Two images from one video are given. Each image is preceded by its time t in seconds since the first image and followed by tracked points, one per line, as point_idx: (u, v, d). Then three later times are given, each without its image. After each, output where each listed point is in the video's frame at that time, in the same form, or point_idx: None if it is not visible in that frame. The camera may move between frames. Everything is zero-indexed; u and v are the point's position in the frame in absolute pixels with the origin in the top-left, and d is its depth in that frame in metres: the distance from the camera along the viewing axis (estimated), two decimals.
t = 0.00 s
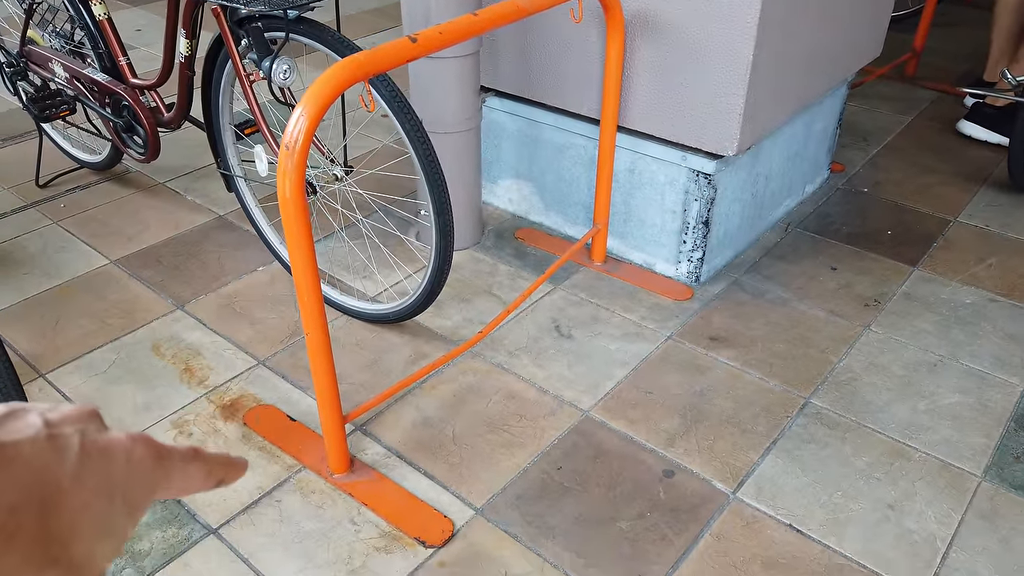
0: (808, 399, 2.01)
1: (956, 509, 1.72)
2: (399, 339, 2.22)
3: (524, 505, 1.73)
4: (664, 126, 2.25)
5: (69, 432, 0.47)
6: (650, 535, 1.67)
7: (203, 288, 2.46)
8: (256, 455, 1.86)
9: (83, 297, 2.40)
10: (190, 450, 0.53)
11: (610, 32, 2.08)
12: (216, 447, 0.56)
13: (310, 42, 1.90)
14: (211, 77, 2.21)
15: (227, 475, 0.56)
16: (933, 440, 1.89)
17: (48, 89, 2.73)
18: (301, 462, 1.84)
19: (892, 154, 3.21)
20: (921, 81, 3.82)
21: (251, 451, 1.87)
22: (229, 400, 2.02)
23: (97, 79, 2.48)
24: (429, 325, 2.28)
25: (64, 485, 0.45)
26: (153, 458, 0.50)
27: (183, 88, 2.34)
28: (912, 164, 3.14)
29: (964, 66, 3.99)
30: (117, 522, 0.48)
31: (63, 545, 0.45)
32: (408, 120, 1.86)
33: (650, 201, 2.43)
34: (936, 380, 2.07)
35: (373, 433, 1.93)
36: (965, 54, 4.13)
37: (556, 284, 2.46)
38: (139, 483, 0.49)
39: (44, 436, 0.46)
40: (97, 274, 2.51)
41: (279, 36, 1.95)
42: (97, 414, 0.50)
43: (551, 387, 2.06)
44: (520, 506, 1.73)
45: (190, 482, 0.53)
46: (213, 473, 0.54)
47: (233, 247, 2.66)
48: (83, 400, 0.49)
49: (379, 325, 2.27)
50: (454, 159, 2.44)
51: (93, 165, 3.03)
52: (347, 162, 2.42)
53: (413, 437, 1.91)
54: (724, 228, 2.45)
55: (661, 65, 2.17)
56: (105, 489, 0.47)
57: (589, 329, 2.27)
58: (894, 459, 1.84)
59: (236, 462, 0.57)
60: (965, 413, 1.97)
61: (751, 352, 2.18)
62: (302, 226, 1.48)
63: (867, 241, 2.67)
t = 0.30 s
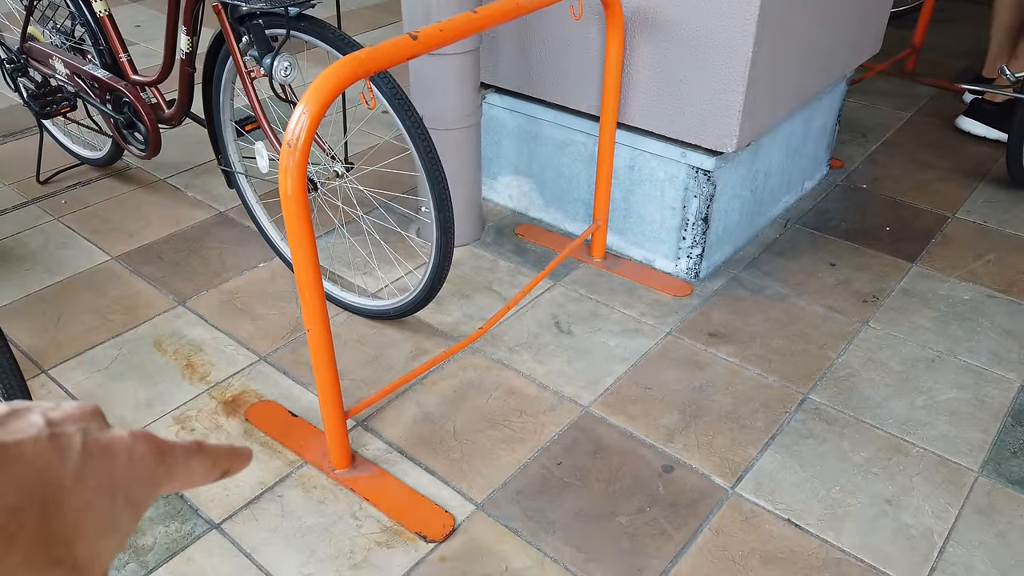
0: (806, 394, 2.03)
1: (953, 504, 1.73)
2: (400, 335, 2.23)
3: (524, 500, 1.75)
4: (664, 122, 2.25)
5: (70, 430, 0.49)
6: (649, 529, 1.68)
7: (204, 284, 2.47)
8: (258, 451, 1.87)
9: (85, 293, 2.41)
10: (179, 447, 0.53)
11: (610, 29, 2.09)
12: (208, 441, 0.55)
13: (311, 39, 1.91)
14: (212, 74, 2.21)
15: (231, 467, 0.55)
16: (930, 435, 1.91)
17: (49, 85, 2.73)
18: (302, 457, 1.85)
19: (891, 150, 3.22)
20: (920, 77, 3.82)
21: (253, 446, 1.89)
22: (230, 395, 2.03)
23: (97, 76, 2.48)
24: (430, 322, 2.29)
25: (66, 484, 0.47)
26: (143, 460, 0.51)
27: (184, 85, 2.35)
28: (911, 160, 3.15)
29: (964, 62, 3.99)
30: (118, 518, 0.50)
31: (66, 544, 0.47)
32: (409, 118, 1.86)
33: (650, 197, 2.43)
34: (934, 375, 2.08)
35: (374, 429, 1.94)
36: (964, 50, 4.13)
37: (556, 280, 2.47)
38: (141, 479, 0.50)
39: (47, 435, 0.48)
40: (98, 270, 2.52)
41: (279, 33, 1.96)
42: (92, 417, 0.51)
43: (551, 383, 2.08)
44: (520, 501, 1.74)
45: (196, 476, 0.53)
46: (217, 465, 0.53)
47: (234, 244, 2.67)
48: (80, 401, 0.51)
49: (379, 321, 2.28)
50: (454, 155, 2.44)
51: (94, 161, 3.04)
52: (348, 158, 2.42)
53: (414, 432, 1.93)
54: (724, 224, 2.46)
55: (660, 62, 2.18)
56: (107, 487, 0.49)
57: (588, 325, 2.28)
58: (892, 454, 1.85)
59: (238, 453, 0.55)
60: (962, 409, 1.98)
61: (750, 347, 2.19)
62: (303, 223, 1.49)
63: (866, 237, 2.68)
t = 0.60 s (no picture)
0: (802, 395, 2.04)
1: (947, 504, 1.75)
2: (399, 336, 2.25)
3: (522, 500, 1.76)
4: (662, 124, 2.26)
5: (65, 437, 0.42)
6: (646, 530, 1.70)
7: (204, 285, 2.48)
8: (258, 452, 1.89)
9: (85, 293, 2.42)
10: None
11: (608, 30, 2.10)
12: None
13: (310, 42, 1.92)
14: (212, 76, 2.22)
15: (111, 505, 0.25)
16: (925, 436, 1.92)
17: (49, 86, 2.74)
18: (302, 458, 1.86)
19: (889, 150, 3.23)
20: (918, 76, 3.83)
21: (253, 447, 1.90)
22: (230, 396, 2.05)
23: (97, 77, 2.49)
24: (429, 322, 2.30)
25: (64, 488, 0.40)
26: None
27: (183, 86, 2.35)
28: (909, 160, 3.16)
29: (962, 61, 4.00)
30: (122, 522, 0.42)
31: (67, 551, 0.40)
32: (408, 120, 1.87)
33: (648, 198, 2.44)
34: (929, 376, 2.10)
35: (374, 430, 1.96)
36: (962, 48, 4.14)
37: (554, 280, 2.48)
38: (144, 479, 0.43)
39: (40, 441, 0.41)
40: (98, 270, 2.53)
41: (278, 36, 1.96)
42: None
43: (549, 384, 2.09)
44: (518, 502, 1.76)
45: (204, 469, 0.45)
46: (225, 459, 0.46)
47: (233, 244, 2.68)
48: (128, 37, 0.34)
49: (378, 322, 2.29)
50: (452, 156, 2.45)
51: (94, 161, 3.04)
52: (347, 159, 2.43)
53: (414, 433, 1.94)
54: (721, 225, 2.47)
55: (658, 63, 2.18)
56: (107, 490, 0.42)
57: (586, 326, 2.29)
58: (887, 455, 1.87)
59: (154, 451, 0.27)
60: (958, 409, 2.00)
61: (747, 348, 2.20)
62: (302, 226, 1.50)
63: (863, 237, 2.69)
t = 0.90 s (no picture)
0: (793, 402, 2.06)
1: (934, 512, 1.77)
2: (393, 343, 2.27)
3: (514, 508, 1.78)
4: (654, 133, 2.28)
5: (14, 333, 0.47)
6: (636, 538, 1.72)
7: (200, 292, 2.49)
8: (253, 459, 1.91)
9: (81, 300, 2.44)
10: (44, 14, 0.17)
11: (601, 42, 2.11)
12: None
13: (304, 54, 1.94)
14: (208, 85, 2.24)
15: None
16: (913, 443, 1.94)
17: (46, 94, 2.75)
18: (297, 466, 1.88)
19: (882, 155, 3.25)
20: (912, 80, 3.85)
21: (248, 455, 1.92)
22: (226, 404, 2.07)
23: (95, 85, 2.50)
24: (424, 329, 2.32)
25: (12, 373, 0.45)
26: None
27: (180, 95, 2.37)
28: (902, 165, 3.18)
29: (956, 65, 4.02)
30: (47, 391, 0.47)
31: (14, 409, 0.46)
32: (401, 132, 1.89)
33: (641, 206, 2.46)
34: (918, 383, 2.12)
35: (368, 437, 1.97)
36: (956, 52, 4.16)
37: (547, 287, 2.50)
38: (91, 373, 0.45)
39: None
40: (95, 277, 2.54)
41: (273, 47, 1.98)
42: None
43: (542, 391, 2.11)
44: (511, 509, 1.78)
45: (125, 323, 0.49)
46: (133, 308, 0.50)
47: (229, 251, 2.70)
48: None
49: (373, 329, 2.31)
50: (447, 164, 2.47)
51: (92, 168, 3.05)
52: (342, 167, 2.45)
53: (407, 441, 1.96)
54: (714, 232, 2.49)
55: (651, 73, 2.20)
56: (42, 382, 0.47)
57: (580, 333, 2.31)
58: (875, 462, 1.89)
59: None
60: (946, 416, 2.02)
61: (738, 355, 2.22)
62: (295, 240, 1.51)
63: (855, 243, 2.71)
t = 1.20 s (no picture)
0: (791, 404, 2.07)
1: (931, 513, 1.78)
2: (393, 345, 2.27)
3: (513, 510, 1.79)
4: (653, 136, 2.29)
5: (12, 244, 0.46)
6: (636, 539, 1.73)
7: (201, 294, 2.50)
8: (254, 461, 1.92)
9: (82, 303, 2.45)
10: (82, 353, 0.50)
11: (601, 45, 2.12)
12: (136, 376, 0.56)
13: (305, 57, 1.95)
14: (209, 89, 2.25)
15: (206, 229, 0.47)
16: (911, 444, 1.95)
17: (47, 95, 2.75)
18: (298, 468, 1.89)
19: (880, 157, 3.26)
20: (910, 82, 3.86)
21: (250, 457, 1.93)
22: (227, 406, 2.07)
23: (94, 88, 2.50)
24: (424, 331, 2.33)
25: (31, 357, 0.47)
26: (141, 233, 0.44)
27: (181, 98, 2.38)
28: (900, 167, 3.19)
29: (954, 66, 4.03)
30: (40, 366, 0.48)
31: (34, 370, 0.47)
32: (401, 135, 1.90)
33: (640, 208, 2.47)
34: (916, 385, 2.13)
35: (368, 439, 1.98)
36: (954, 53, 4.18)
37: (547, 289, 2.51)
38: (87, 273, 0.44)
39: None
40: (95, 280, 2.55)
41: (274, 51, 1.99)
42: (162, 154, 0.50)
43: (542, 393, 2.12)
44: (510, 511, 1.79)
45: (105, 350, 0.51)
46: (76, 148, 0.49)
47: (230, 253, 2.71)
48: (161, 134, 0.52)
49: (373, 331, 2.32)
50: (447, 166, 2.47)
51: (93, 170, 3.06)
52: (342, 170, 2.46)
53: (408, 443, 1.97)
54: (712, 234, 2.50)
55: (650, 76, 2.21)
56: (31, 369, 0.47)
57: (579, 335, 2.32)
58: (873, 464, 1.90)
59: (217, 214, 0.48)
60: (943, 418, 2.03)
61: (737, 357, 2.23)
62: (296, 244, 1.52)
63: (853, 245, 2.72)
